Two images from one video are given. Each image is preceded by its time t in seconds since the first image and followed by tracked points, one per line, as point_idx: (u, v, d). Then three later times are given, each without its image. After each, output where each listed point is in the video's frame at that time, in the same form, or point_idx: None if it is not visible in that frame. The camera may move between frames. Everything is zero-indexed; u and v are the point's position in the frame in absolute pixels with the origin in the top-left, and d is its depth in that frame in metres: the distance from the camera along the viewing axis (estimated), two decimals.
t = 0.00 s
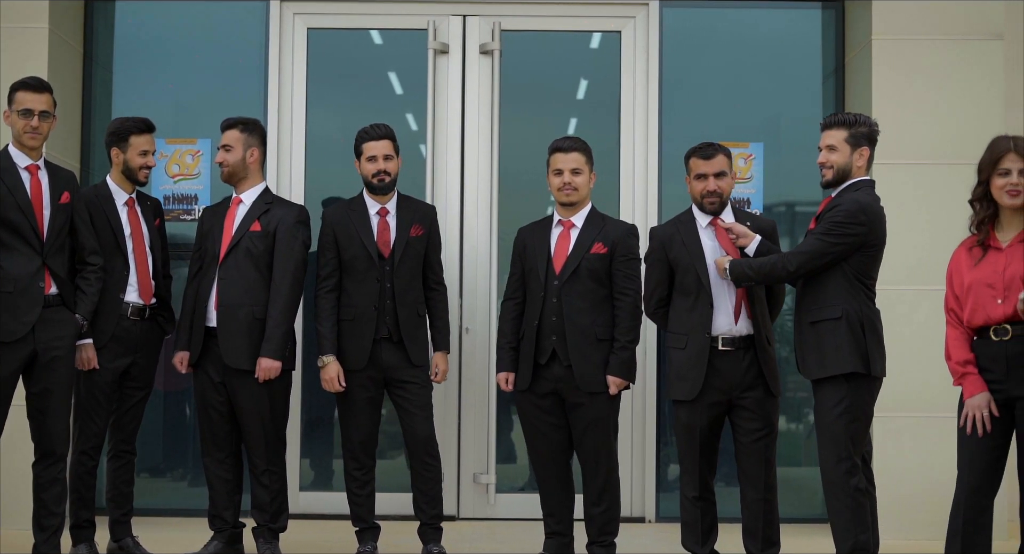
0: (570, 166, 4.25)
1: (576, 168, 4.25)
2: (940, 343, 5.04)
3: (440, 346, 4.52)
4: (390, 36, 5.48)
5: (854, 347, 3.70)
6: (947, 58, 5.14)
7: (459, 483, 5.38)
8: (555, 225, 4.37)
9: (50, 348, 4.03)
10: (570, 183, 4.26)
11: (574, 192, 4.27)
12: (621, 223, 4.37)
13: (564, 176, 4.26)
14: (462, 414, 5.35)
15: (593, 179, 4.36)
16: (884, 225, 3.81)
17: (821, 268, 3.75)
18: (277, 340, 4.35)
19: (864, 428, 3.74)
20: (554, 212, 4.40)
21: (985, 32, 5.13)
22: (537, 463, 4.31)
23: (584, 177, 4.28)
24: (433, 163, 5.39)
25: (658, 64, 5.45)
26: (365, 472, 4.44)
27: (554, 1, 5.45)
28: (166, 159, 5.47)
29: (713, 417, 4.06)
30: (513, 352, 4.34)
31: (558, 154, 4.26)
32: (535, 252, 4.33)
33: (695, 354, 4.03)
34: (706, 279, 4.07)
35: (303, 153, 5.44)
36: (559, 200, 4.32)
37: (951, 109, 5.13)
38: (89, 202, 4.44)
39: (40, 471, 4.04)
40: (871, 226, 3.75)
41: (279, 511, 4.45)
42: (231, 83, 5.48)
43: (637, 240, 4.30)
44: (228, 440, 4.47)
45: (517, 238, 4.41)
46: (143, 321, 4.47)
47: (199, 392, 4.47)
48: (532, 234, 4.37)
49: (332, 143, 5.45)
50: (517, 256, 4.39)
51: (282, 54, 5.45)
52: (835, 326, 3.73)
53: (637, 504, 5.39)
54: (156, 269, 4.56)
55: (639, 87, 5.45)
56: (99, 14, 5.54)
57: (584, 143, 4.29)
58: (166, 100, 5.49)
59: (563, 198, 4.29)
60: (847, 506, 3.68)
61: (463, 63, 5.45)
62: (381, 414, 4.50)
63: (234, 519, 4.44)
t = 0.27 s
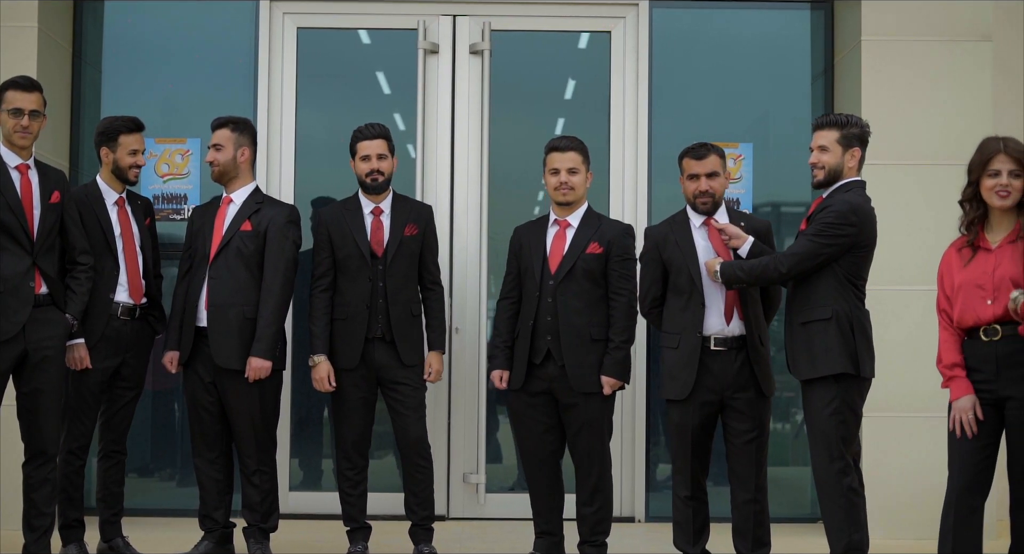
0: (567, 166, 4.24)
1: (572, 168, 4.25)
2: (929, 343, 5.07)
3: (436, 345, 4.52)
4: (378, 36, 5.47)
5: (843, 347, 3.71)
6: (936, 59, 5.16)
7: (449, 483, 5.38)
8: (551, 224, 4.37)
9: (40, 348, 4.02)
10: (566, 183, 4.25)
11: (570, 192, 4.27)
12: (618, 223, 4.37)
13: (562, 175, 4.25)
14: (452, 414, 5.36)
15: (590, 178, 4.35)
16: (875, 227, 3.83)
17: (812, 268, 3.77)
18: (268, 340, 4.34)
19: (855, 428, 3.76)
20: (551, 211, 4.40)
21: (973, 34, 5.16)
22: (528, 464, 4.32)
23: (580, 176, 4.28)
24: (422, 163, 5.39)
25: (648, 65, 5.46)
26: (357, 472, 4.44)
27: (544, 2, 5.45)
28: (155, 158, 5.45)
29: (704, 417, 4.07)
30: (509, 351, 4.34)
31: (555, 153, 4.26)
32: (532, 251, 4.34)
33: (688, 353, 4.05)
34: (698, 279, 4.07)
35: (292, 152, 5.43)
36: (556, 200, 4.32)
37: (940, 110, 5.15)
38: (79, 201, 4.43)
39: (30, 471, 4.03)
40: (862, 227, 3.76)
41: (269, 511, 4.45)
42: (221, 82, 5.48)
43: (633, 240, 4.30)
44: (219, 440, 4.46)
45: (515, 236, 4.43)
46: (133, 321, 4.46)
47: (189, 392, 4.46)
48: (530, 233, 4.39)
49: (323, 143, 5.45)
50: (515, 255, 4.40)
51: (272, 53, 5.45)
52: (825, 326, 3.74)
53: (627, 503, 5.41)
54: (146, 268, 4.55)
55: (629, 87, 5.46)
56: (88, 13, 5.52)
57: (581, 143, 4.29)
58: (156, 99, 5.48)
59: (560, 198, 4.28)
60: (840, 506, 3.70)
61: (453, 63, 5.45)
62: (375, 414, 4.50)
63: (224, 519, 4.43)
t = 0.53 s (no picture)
0: (567, 166, 4.25)
1: (572, 168, 4.25)
2: (923, 343, 5.08)
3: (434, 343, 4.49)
4: (369, 35, 5.47)
5: (837, 348, 3.72)
6: (929, 60, 5.17)
7: (442, 484, 5.38)
8: (551, 224, 4.38)
9: (33, 348, 4.01)
10: (566, 183, 4.26)
11: (570, 192, 4.27)
12: (617, 223, 4.38)
13: (561, 175, 4.26)
14: (445, 415, 5.35)
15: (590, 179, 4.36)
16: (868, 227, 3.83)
17: (806, 269, 3.77)
18: (262, 340, 4.34)
19: (849, 428, 3.76)
20: (551, 211, 4.40)
21: (966, 34, 5.17)
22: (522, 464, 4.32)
23: (580, 177, 4.28)
24: (415, 162, 5.39)
25: (641, 64, 5.46)
26: (354, 472, 4.44)
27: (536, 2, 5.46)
28: (147, 158, 5.44)
29: (701, 417, 4.08)
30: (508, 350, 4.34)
31: (555, 153, 4.27)
32: (532, 252, 4.34)
33: (685, 353, 4.05)
34: (695, 279, 4.08)
35: (285, 151, 5.43)
36: (555, 200, 4.32)
37: (933, 110, 5.17)
38: (72, 200, 4.42)
39: (23, 471, 4.02)
40: (856, 227, 3.77)
41: (263, 512, 4.44)
42: (213, 81, 5.47)
43: (632, 242, 4.31)
44: (212, 440, 4.46)
45: (513, 236, 4.42)
46: (126, 321, 4.46)
47: (183, 392, 4.45)
48: (531, 234, 4.38)
49: (316, 143, 5.45)
50: (514, 255, 4.40)
51: (265, 53, 5.44)
52: (818, 327, 3.75)
53: (620, 504, 5.41)
54: (140, 268, 4.54)
55: (622, 87, 5.47)
56: (80, 12, 5.51)
57: (582, 143, 4.30)
58: (148, 99, 5.47)
59: (560, 199, 4.29)
60: (836, 506, 3.71)
61: (446, 62, 5.45)
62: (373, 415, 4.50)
63: (218, 519, 4.42)
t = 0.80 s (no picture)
0: (566, 166, 4.25)
1: (571, 168, 4.25)
2: (914, 344, 5.09)
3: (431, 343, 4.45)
4: (360, 35, 5.46)
5: (828, 348, 3.73)
6: (920, 61, 5.19)
7: (433, 484, 5.38)
8: (549, 225, 4.38)
9: (25, 347, 4.00)
10: (565, 184, 4.26)
11: (569, 193, 4.27)
12: (615, 224, 4.38)
13: (561, 176, 4.26)
14: (436, 414, 5.35)
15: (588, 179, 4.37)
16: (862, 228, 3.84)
17: (797, 269, 3.78)
18: (255, 340, 4.33)
19: (841, 429, 3.78)
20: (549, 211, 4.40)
21: (958, 35, 5.18)
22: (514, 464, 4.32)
23: (580, 177, 4.28)
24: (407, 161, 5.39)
25: (633, 64, 5.47)
26: (349, 472, 4.44)
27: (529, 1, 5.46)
28: (138, 157, 5.43)
29: (696, 417, 4.09)
30: (504, 349, 4.36)
31: (554, 153, 4.28)
32: (531, 249, 4.35)
33: (680, 354, 4.06)
34: (692, 279, 4.09)
35: (277, 150, 5.42)
36: (554, 201, 4.32)
37: (924, 110, 5.18)
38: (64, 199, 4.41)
39: (15, 471, 4.01)
40: (848, 227, 3.78)
41: (255, 511, 4.44)
42: (205, 81, 5.46)
43: (630, 243, 4.33)
44: (204, 440, 4.45)
45: (512, 235, 4.43)
46: (118, 320, 4.45)
47: (175, 392, 4.44)
48: (529, 232, 4.39)
49: (309, 142, 5.44)
50: (512, 254, 4.40)
51: (256, 52, 5.44)
52: (810, 327, 3.76)
53: (611, 504, 5.41)
54: (132, 267, 4.53)
55: (614, 86, 5.47)
56: (70, 11, 5.49)
57: (581, 144, 4.31)
58: (139, 98, 5.46)
59: (560, 199, 4.28)
60: (828, 506, 3.72)
61: (438, 62, 5.45)
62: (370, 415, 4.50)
63: (209, 519, 4.41)
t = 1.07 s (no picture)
0: (562, 167, 4.27)
1: (566, 169, 4.27)
2: (904, 344, 5.11)
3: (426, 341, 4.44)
4: (347, 35, 5.46)
5: (817, 348, 3.74)
6: (909, 62, 5.21)
7: (424, 484, 5.37)
8: (543, 224, 4.39)
9: (14, 347, 3.99)
10: (560, 184, 4.28)
11: (564, 193, 4.29)
12: (610, 224, 4.39)
13: (556, 177, 4.28)
14: (426, 414, 5.35)
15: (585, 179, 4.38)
16: (853, 228, 3.86)
17: (787, 268, 3.79)
18: (246, 340, 4.32)
19: (831, 429, 3.79)
20: (544, 211, 4.42)
21: (946, 36, 5.21)
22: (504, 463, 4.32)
23: (575, 178, 4.30)
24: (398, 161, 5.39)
25: (623, 64, 5.48)
26: (343, 472, 4.43)
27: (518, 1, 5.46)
28: (127, 157, 5.42)
29: (688, 417, 4.09)
30: (497, 348, 4.37)
31: (549, 154, 4.29)
32: (525, 250, 4.34)
33: (673, 353, 4.07)
34: (686, 279, 4.10)
35: (266, 150, 5.41)
36: (549, 201, 4.34)
37: (913, 110, 5.20)
38: (54, 199, 4.40)
39: (4, 471, 4.00)
40: (837, 227, 3.79)
41: (245, 512, 4.43)
42: (195, 80, 5.45)
43: (624, 243, 4.32)
44: (194, 441, 4.44)
45: (506, 233, 4.43)
46: (108, 320, 4.43)
47: (165, 392, 4.43)
48: (523, 231, 4.39)
49: (299, 142, 5.43)
50: (505, 254, 4.40)
51: (246, 51, 5.43)
52: (800, 327, 3.77)
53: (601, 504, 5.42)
54: (122, 268, 4.52)
55: (604, 86, 5.48)
56: (59, 10, 5.47)
57: (576, 143, 4.31)
58: (129, 97, 5.45)
59: (554, 199, 4.30)
60: (819, 507, 3.73)
61: (428, 62, 5.45)
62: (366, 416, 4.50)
63: (200, 520, 4.40)
